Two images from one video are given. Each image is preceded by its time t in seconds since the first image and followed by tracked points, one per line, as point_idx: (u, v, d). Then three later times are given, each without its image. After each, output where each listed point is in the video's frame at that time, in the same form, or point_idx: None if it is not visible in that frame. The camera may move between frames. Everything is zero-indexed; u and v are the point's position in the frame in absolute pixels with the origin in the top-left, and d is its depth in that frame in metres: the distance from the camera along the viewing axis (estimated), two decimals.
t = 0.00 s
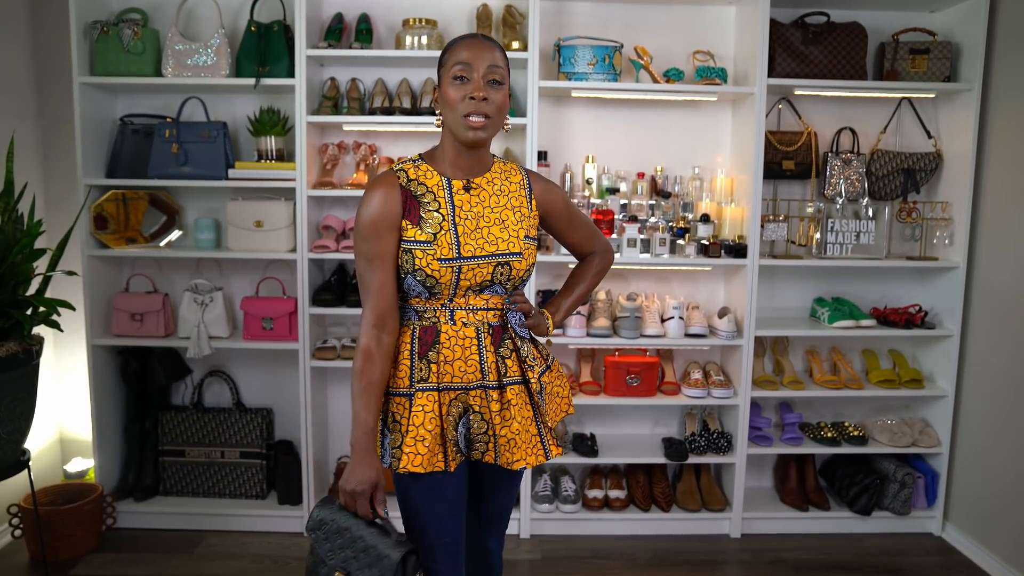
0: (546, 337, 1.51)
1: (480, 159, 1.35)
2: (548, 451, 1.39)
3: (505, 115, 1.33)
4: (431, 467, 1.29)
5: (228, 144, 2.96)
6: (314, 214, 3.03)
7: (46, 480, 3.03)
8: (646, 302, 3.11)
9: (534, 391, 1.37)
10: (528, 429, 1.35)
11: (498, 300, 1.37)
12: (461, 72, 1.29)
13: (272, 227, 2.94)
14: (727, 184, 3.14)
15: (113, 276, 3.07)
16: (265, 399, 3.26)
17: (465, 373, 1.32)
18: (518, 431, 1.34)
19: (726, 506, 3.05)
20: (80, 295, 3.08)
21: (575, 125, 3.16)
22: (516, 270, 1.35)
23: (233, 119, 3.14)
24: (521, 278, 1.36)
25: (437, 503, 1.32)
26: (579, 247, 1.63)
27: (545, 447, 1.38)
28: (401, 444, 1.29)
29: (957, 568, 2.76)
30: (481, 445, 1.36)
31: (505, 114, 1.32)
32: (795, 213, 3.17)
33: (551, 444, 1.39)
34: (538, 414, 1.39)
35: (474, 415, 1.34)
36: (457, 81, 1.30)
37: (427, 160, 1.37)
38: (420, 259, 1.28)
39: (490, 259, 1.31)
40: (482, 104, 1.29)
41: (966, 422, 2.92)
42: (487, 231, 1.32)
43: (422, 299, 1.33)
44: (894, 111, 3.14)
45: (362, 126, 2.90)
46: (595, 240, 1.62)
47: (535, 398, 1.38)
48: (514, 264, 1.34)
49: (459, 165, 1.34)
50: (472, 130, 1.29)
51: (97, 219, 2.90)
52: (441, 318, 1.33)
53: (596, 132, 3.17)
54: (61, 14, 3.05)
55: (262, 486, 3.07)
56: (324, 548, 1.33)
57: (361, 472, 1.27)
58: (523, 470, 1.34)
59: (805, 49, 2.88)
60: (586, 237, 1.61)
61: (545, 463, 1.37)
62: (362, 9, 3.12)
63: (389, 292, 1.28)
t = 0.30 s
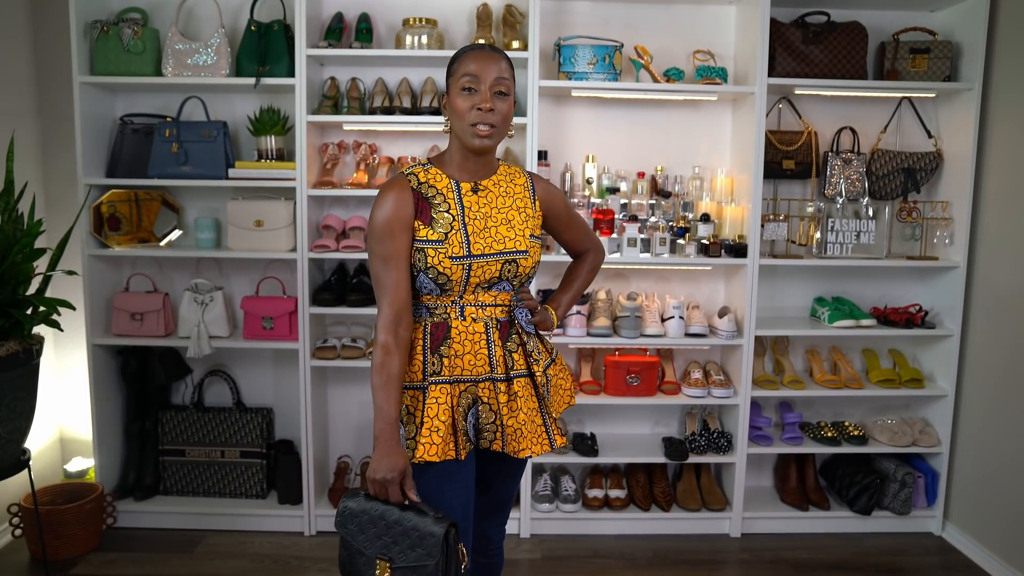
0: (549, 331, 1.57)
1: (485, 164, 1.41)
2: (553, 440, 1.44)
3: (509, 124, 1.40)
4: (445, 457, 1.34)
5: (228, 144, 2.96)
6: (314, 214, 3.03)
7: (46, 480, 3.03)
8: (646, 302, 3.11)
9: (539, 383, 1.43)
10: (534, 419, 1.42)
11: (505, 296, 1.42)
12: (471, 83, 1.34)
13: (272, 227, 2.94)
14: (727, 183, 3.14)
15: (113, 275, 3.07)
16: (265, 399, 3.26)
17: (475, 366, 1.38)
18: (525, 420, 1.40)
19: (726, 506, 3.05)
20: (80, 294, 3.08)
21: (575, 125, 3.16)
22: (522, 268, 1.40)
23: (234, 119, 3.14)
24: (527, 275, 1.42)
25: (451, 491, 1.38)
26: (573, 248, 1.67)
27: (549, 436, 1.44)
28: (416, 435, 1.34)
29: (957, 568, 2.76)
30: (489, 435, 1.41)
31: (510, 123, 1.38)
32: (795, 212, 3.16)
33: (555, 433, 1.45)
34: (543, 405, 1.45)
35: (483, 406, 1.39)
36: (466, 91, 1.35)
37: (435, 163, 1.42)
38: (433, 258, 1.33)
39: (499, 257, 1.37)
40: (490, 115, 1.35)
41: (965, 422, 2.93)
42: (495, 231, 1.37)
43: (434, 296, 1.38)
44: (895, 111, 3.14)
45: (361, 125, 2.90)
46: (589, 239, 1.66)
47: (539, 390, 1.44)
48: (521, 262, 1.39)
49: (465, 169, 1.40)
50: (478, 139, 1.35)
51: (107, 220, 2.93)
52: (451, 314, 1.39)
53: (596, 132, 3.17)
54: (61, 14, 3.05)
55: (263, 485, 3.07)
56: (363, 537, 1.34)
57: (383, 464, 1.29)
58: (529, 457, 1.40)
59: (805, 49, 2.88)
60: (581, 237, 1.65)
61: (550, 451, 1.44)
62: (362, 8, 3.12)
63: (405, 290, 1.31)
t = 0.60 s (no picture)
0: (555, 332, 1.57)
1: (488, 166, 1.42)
2: (549, 439, 1.42)
3: (512, 128, 1.39)
4: (439, 450, 1.35)
5: (229, 143, 2.96)
6: (314, 214, 3.03)
7: (47, 480, 3.03)
8: (647, 302, 3.11)
9: (536, 381, 1.42)
10: (529, 417, 1.40)
11: (503, 294, 1.43)
12: (472, 89, 1.34)
13: (273, 226, 2.94)
14: (728, 183, 3.13)
15: (114, 275, 3.07)
16: (266, 398, 3.26)
17: (471, 361, 1.38)
18: (520, 417, 1.39)
19: (727, 505, 3.05)
20: (81, 294, 3.08)
21: (576, 124, 3.16)
22: (520, 266, 1.40)
23: (234, 118, 3.14)
24: (526, 274, 1.42)
25: (445, 487, 1.39)
26: (586, 249, 1.66)
27: (545, 436, 1.42)
28: (411, 428, 1.35)
29: (958, 568, 2.76)
30: (489, 431, 1.41)
31: (512, 129, 1.38)
32: (796, 212, 3.16)
33: (552, 433, 1.43)
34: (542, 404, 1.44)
35: (480, 402, 1.39)
36: (468, 97, 1.36)
37: (439, 162, 1.44)
38: (428, 253, 1.35)
39: (495, 254, 1.37)
40: (490, 122, 1.35)
41: (967, 422, 2.92)
42: (492, 228, 1.38)
43: (433, 292, 1.40)
44: (896, 111, 3.13)
45: (362, 124, 2.90)
46: (603, 242, 1.65)
47: (537, 388, 1.43)
48: (518, 260, 1.40)
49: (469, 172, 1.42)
50: (479, 146, 1.36)
51: (116, 219, 2.96)
52: (449, 309, 1.39)
53: (597, 132, 3.17)
54: (62, 14, 3.05)
55: (264, 485, 3.07)
56: (350, 508, 1.32)
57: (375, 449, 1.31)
58: (521, 454, 1.39)
59: (806, 48, 2.88)
60: (594, 239, 1.64)
61: (545, 451, 1.42)
62: (363, 8, 3.12)
63: (403, 286, 1.35)
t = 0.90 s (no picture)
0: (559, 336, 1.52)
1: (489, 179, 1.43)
2: (537, 443, 1.42)
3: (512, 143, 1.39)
4: (429, 444, 1.38)
5: (232, 143, 2.96)
6: (317, 214, 3.03)
7: (50, 479, 3.03)
8: (650, 302, 3.11)
9: (530, 382, 1.41)
10: (520, 417, 1.40)
11: (502, 293, 1.43)
12: (471, 110, 1.33)
13: (276, 226, 2.94)
14: (730, 183, 3.13)
15: (117, 275, 3.07)
16: (268, 398, 3.27)
17: (464, 358, 1.40)
18: (508, 416, 1.39)
19: (730, 505, 3.04)
20: (84, 294, 3.08)
21: (579, 124, 3.16)
22: (518, 267, 1.41)
23: (236, 118, 3.15)
24: (524, 275, 1.42)
25: (436, 482, 1.41)
26: (598, 253, 1.62)
27: (535, 438, 1.42)
28: (402, 420, 1.38)
29: (961, 568, 2.76)
30: (483, 427, 1.42)
31: (512, 146, 1.38)
32: (799, 212, 3.16)
33: (541, 437, 1.42)
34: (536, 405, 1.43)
35: (475, 399, 1.41)
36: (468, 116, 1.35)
37: (446, 161, 1.47)
38: (425, 251, 1.38)
39: (492, 254, 1.38)
40: (489, 143, 1.35)
41: (970, 422, 2.92)
42: (492, 228, 1.39)
43: (432, 288, 1.43)
44: (899, 110, 3.13)
45: (365, 124, 2.90)
46: (615, 245, 1.61)
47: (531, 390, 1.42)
48: (516, 261, 1.40)
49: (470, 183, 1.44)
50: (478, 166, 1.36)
51: (126, 217, 2.98)
52: (446, 305, 1.41)
53: (600, 132, 3.17)
54: (65, 13, 3.05)
55: (266, 485, 3.07)
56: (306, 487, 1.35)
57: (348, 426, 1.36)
58: (507, 454, 1.39)
59: (809, 48, 2.88)
60: (605, 242, 1.60)
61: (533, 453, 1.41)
62: (366, 8, 3.12)
63: (398, 280, 1.41)
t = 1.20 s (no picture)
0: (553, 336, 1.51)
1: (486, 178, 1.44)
2: (524, 444, 1.42)
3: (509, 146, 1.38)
4: (413, 438, 1.41)
5: (234, 142, 2.97)
6: (319, 212, 3.03)
7: (53, 477, 3.04)
8: (652, 300, 3.11)
9: (518, 383, 1.41)
10: (506, 419, 1.40)
11: (494, 292, 1.43)
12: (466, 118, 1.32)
13: (278, 224, 2.94)
14: (733, 181, 3.12)
15: (119, 273, 3.08)
16: (271, 396, 3.27)
17: (452, 355, 1.42)
18: (493, 417, 1.40)
19: (732, 504, 3.04)
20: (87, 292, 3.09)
21: (581, 122, 3.16)
22: (510, 270, 1.41)
23: (238, 116, 3.15)
24: (517, 277, 1.42)
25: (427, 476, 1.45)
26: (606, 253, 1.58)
27: (522, 440, 1.42)
28: (388, 413, 1.42)
29: (963, 567, 2.75)
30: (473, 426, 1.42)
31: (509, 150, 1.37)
32: (801, 210, 3.16)
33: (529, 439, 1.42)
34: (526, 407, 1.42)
35: (463, 397, 1.42)
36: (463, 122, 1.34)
37: (447, 154, 1.47)
38: (417, 248, 1.41)
39: (483, 255, 1.39)
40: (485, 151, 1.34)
41: (972, 421, 2.91)
42: (486, 229, 1.39)
43: (425, 283, 1.45)
44: (902, 109, 3.13)
45: (367, 123, 2.90)
46: (623, 246, 1.56)
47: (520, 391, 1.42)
48: (508, 264, 1.40)
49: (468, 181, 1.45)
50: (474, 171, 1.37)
51: (125, 211, 2.97)
52: (438, 301, 1.43)
53: (602, 130, 3.17)
54: (67, 12, 3.06)
55: (268, 483, 3.07)
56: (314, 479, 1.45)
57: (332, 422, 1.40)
58: (490, 454, 1.40)
59: (812, 46, 2.88)
60: (611, 242, 1.55)
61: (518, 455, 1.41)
62: (368, 7, 3.12)
63: (391, 274, 1.45)
